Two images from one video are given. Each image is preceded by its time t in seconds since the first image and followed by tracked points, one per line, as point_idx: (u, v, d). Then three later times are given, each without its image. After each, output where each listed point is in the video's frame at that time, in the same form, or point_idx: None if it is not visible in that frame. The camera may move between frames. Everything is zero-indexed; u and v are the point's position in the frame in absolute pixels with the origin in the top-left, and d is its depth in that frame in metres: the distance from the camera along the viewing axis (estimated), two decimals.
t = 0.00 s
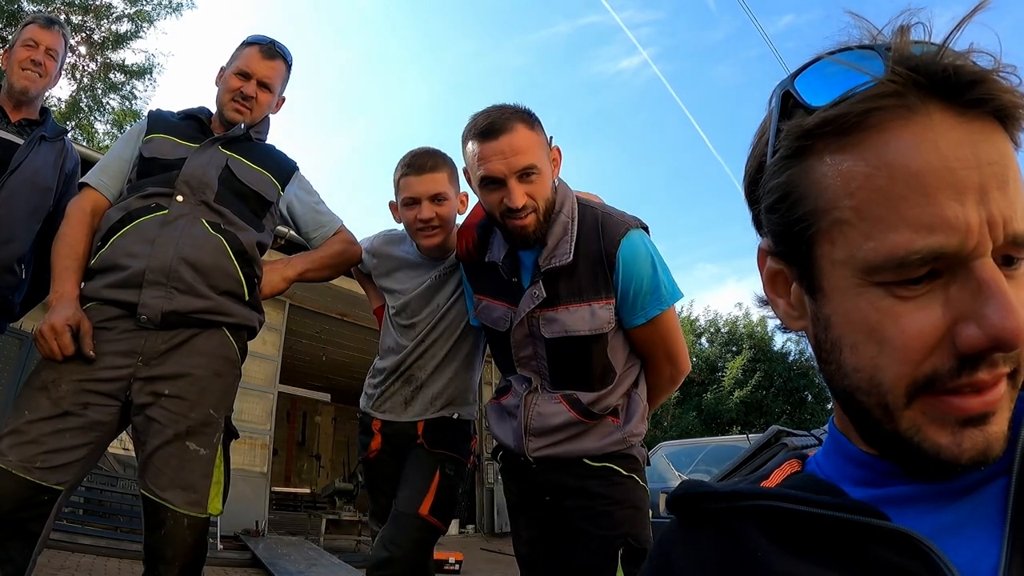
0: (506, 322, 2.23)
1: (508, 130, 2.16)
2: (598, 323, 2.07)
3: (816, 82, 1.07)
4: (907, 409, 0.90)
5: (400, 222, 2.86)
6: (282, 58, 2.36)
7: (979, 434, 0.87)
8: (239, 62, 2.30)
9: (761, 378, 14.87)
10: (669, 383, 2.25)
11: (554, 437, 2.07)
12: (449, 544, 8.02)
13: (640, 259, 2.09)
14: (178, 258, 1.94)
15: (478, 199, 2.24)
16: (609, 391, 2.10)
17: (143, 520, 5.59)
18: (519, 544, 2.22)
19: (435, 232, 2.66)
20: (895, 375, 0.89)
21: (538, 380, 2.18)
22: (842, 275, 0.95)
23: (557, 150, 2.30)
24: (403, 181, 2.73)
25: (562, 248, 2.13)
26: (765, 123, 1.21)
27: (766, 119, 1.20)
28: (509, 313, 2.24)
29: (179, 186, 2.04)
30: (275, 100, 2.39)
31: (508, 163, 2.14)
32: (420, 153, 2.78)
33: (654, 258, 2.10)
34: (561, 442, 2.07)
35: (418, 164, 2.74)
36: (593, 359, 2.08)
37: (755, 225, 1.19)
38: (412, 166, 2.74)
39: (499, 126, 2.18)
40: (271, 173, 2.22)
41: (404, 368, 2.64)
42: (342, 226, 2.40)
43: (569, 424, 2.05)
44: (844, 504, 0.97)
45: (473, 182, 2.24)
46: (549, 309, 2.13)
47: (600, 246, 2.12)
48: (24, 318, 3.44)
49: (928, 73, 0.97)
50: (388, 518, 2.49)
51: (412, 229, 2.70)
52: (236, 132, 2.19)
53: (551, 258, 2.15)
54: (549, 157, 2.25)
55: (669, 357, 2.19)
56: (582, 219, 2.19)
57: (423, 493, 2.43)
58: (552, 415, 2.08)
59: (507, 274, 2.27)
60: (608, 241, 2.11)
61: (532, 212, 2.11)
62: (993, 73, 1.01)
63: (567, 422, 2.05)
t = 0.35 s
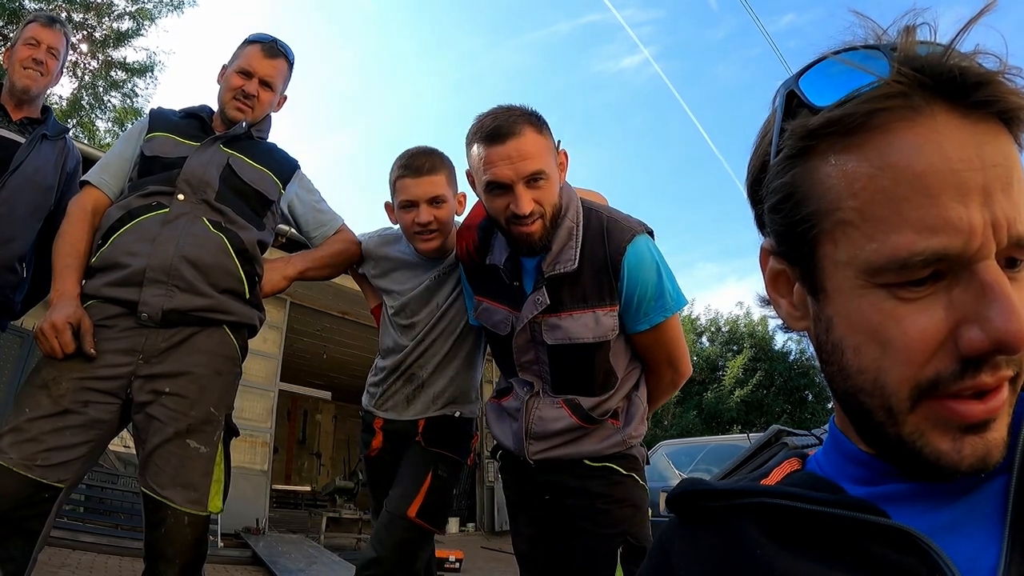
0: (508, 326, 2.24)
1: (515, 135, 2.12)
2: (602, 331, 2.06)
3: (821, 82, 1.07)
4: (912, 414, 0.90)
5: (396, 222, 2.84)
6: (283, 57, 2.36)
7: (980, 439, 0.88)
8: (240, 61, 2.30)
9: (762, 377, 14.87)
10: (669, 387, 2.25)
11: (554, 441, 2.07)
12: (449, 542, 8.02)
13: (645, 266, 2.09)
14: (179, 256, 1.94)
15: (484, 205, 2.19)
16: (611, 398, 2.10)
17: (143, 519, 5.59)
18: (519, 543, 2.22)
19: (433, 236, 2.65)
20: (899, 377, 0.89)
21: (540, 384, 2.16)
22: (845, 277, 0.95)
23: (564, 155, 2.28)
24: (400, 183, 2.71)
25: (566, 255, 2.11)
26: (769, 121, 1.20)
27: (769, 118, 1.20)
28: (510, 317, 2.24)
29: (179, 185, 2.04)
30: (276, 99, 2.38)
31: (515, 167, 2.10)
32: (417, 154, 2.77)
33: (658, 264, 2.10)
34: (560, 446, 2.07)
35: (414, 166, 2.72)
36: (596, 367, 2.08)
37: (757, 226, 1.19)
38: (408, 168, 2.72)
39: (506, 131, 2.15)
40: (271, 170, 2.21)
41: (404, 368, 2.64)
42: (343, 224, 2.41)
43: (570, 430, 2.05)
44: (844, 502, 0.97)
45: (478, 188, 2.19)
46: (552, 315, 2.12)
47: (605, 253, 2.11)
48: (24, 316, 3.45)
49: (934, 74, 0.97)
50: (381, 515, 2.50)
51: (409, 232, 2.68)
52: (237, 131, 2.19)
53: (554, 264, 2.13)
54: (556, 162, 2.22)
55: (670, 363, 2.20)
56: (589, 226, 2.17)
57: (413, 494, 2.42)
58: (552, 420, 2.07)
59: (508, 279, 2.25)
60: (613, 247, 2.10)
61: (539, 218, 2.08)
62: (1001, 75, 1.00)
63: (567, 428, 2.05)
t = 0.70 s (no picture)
0: (517, 326, 2.23)
1: (527, 135, 2.11)
2: (610, 333, 2.06)
3: (833, 82, 1.06)
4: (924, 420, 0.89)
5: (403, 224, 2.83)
6: (291, 54, 2.36)
7: (991, 442, 0.88)
8: (248, 58, 2.30)
9: (769, 377, 14.83)
10: (677, 390, 2.25)
11: (561, 441, 2.07)
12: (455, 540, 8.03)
13: (655, 268, 2.09)
14: (186, 254, 1.94)
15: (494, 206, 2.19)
16: (619, 398, 2.10)
17: (149, 514, 5.61)
18: (524, 541, 2.21)
19: (442, 240, 2.64)
20: (910, 380, 0.89)
21: (548, 385, 2.17)
22: (856, 278, 0.95)
23: (575, 154, 2.27)
24: (406, 188, 2.67)
25: (576, 255, 2.11)
26: (782, 119, 1.20)
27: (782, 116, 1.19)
28: (517, 317, 2.24)
29: (187, 183, 2.05)
30: (284, 96, 2.39)
31: (527, 167, 2.09)
32: (422, 157, 2.72)
33: (669, 266, 2.09)
34: (566, 445, 2.07)
35: (420, 170, 2.67)
36: (604, 368, 2.08)
37: (768, 226, 1.18)
38: (414, 171, 2.68)
39: (517, 130, 2.14)
40: (278, 167, 2.21)
41: (413, 365, 2.65)
42: (350, 222, 2.40)
43: (577, 431, 2.05)
44: (850, 503, 0.96)
45: (489, 188, 2.18)
46: (561, 317, 2.11)
47: (615, 254, 2.11)
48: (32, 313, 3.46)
49: (947, 76, 0.96)
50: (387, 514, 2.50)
51: (418, 237, 2.67)
52: (243, 129, 2.20)
53: (564, 264, 2.12)
54: (568, 162, 2.21)
55: (678, 364, 2.19)
56: (600, 228, 2.16)
57: (418, 495, 2.42)
58: (560, 420, 2.07)
59: (516, 279, 2.25)
60: (622, 248, 2.10)
61: (549, 218, 2.08)
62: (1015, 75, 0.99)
63: (575, 429, 2.05)
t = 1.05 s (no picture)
0: (533, 328, 2.23)
1: (544, 136, 2.09)
2: (627, 336, 2.05)
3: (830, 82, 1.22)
4: (917, 377, 0.95)
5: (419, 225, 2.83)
6: (307, 54, 2.37)
7: (990, 414, 0.89)
8: (265, 58, 2.31)
9: (784, 379, 14.73)
10: (692, 393, 2.25)
11: (576, 444, 2.06)
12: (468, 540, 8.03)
13: (672, 270, 2.08)
14: (203, 252, 1.95)
15: (511, 208, 2.18)
16: (635, 400, 2.10)
17: (164, 510, 5.65)
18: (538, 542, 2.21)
19: (458, 243, 2.65)
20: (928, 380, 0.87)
21: (564, 387, 2.16)
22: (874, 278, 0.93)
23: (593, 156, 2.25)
24: (423, 190, 2.67)
25: (593, 258, 2.10)
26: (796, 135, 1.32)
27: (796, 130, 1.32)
28: (534, 319, 2.23)
29: (204, 182, 2.06)
30: (301, 96, 2.40)
31: (544, 169, 2.07)
32: (440, 160, 2.71)
33: (686, 269, 2.09)
34: (581, 448, 2.06)
35: (435, 169, 2.68)
36: (620, 371, 2.07)
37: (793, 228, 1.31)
38: (429, 172, 2.67)
39: (535, 132, 2.12)
40: (295, 167, 2.22)
41: (429, 364, 2.65)
42: (367, 222, 2.41)
43: (592, 434, 2.04)
44: (872, 515, 0.95)
45: (506, 189, 2.17)
46: (577, 319, 2.11)
47: (632, 257, 2.10)
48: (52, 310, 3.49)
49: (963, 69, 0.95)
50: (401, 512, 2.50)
51: (434, 239, 2.68)
52: (260, 128, 2.21)
53: (581, 267, 2.11)
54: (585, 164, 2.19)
55: (694, 367, 2.19)
56: (618, 231, 2.14)
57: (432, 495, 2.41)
58: (574, 423, 2.06)
59: (532, 280, 2.24)
60: (640, 251, 2.09)
61: (566, 221, 2.06)
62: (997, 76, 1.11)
63: (590, 432, 2.03)
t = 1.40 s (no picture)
0: (566, 331, 2.23)
1: (578, 138, 2.07)
2: (660, 339, 2.04)
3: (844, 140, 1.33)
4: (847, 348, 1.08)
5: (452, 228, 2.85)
6: (340, 58, 2.40)
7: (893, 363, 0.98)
8: (299, 62, 2.34)
9: (813, 384, 14.55)
10: (725, 398, 2.23)
11: (607, 447, 2.06)
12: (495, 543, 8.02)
13: (705, 274, 2.06)
14: (239, 254, 1.98)
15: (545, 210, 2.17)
16: (668, 403, 2.08)
17: (194, 507, 5.74)
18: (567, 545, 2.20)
19: (491, 245, 2.66)
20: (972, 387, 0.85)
21: (596, 390, 2.16)
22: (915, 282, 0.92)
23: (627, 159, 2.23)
24: (456, 192, 2.68)
25: (627, 261, 2.09)
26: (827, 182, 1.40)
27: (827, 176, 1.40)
28: (568, 322, 2.23)
29: (241, 185, 2.09)
30: (334, 99, 2.42)
31: (578, 172, 2.05)
32: (474, 162, 2.72)
33: (719, 273, 2.06)
34: (613, 451, 2.06)
35: (469, 170, 2.70)
36: (653, 374, 2.06)
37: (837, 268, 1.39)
38: (462, 173, 2.69)
39: (569, 134, 2.10)
40: (329, 170, 2.24)
41: (462, 367, 2.66)
42: (400, 225, 2.42)
43: (624, 437, 2.03)
44: (917, 521, 0.93)
45: (539, 191, 2.16)
46: (610, 322, 2.10)
47: (666, 260, 2.08)
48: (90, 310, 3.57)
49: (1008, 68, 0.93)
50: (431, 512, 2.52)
51: (467, 241, 2.69)
52: (295, 132, 2.23)
53: (614, 270, 2.11)
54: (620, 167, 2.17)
55: (728, 372, 2.16)
56: (653, 233, 2.13)
57: (462, 497, 2.43)
58: (606, 426, 2.06)
59: (566, 283, 2.24)
60: (673, 254, 2.07)
61: (600, 224, 2.05)
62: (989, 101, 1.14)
63: (622, 435, 2.03)
